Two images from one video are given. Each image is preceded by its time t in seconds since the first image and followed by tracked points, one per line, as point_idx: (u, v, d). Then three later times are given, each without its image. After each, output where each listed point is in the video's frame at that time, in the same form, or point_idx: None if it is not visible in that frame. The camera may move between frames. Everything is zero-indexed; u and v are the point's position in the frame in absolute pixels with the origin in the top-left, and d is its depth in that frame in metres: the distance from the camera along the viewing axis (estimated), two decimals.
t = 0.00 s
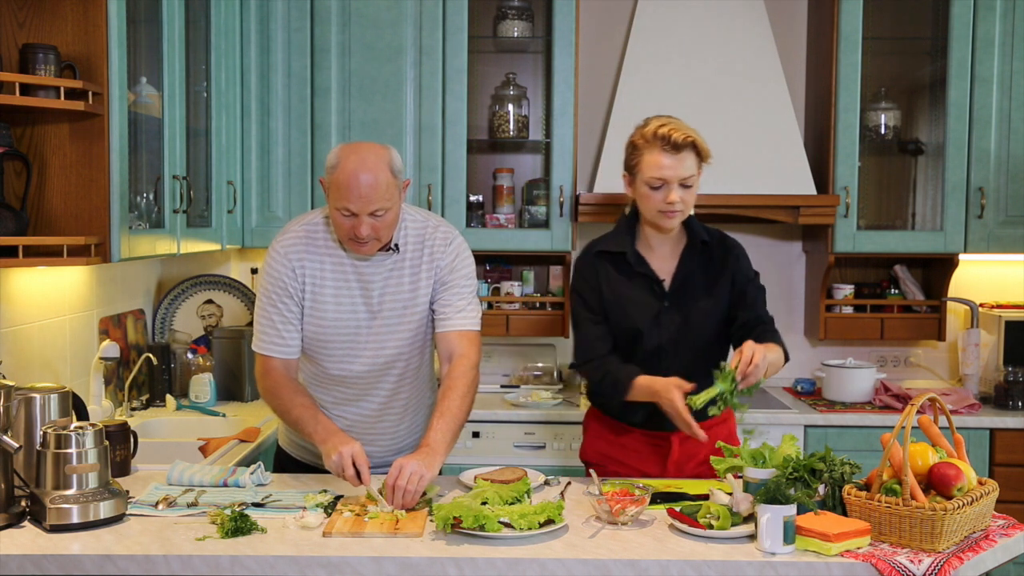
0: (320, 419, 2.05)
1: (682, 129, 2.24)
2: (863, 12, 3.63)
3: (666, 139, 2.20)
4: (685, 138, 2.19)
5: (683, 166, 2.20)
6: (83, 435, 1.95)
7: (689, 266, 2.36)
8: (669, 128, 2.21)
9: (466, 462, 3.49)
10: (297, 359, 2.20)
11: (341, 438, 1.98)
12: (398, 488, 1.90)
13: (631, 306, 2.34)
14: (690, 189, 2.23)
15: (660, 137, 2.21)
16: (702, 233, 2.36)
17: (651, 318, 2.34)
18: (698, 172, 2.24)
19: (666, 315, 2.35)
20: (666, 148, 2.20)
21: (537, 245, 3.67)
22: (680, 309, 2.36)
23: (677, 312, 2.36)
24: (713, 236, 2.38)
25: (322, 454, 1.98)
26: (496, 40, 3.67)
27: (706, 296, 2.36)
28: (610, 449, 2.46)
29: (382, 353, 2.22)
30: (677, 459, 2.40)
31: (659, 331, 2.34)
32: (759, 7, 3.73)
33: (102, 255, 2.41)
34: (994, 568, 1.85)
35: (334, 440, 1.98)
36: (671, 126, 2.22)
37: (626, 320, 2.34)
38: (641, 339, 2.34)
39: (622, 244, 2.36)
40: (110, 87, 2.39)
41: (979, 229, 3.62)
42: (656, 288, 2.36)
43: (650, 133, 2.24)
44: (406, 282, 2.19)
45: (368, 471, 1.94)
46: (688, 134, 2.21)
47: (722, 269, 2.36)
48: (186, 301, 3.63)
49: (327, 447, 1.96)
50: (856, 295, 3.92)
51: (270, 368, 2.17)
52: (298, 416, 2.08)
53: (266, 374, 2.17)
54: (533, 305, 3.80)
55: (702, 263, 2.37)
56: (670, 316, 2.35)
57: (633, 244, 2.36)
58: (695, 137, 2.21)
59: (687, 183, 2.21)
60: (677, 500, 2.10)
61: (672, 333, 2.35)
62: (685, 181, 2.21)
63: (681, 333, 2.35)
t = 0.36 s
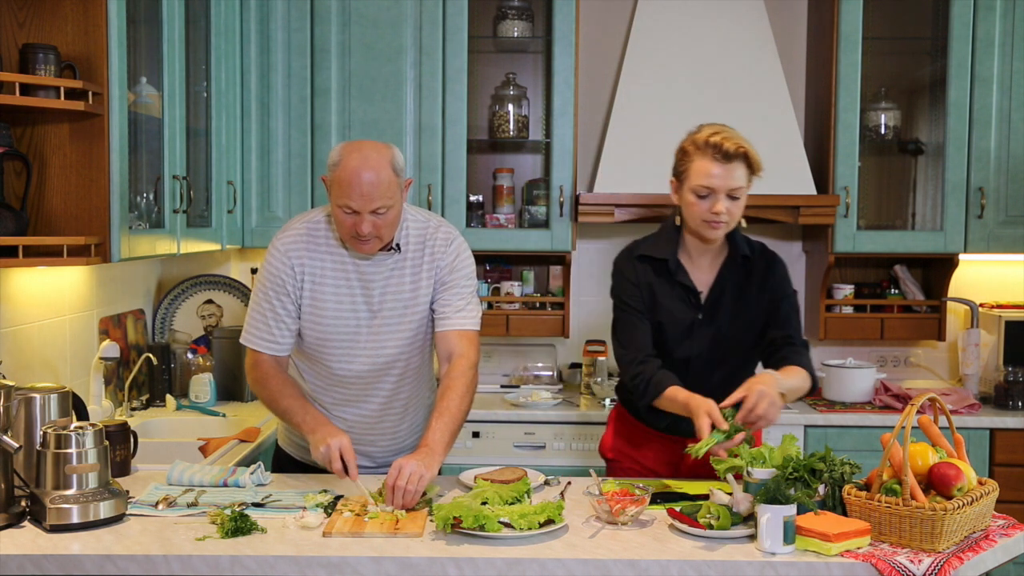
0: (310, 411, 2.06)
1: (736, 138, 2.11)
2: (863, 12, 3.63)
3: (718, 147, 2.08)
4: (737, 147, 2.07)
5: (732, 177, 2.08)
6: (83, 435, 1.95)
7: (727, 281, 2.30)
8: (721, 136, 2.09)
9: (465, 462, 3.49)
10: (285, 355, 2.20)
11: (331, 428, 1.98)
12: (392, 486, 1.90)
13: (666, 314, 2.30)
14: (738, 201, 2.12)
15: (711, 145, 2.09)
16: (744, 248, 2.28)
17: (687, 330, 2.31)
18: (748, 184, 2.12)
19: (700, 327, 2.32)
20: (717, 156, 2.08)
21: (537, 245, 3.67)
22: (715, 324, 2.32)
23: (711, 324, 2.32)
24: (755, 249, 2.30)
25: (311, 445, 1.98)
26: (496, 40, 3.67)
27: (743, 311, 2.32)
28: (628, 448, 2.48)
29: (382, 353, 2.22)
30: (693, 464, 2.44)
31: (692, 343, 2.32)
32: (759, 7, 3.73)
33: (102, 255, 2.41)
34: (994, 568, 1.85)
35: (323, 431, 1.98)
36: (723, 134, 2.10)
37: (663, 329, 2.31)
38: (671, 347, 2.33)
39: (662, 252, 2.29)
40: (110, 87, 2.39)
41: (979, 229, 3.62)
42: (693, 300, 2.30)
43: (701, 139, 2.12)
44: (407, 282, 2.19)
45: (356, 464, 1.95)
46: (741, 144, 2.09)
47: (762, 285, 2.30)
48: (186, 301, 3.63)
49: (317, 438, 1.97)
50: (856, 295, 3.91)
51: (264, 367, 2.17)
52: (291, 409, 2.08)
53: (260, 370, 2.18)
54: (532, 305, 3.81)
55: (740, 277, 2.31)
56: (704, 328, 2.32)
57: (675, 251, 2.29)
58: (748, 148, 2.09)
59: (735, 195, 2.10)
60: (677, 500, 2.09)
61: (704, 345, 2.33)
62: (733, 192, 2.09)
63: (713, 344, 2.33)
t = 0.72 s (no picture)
0: (315, 414, 2.05)
1: (771, 150, 2.05)
2: (863, 12, 3.63)
3: (751, 159, 2.02)
4: (770, 160, 2.01)
5: (762, 190, 2.02)
6: (83, 435, 1.95)
7: (748, 290, 2.26)
8: (755, 147, 2.03)
9: (465, 462, 3.49)
10: (292, 358, 2.20)
11: (335, 431, 1.98)
12: (398, 489, 1.90)
13: (681, 316, 2.29)
14: (768, 214, 2.06)
15: (744, 156, 2.03)
16: (769, 261, 2.22)
17: (703, 334, 2.29)
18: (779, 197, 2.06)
19: (715, 332, 2.29)
20: (748, 168, 2.02)
21: (537, 245, 3.67)
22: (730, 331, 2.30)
23: (726, 329, 2.30)
24: (781, 261, 2.25)
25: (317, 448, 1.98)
26: (496, 40, 3.67)
27: (760, 320, 2.29)
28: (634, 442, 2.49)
29: (383, 353, 2.22)
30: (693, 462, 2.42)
31: (708, 349, 2.31)
32: (758, 7, 3.73)
33: (102, 255, 2.41)
34: (994, 569, 1.85)
35: (329, 433, 1.98)
36: (758, 145, 2.04)
37: (679, 331, 2.30)
38: (683, 349, 2.32)
39: (685, 256, 2.25)
40: (110, 88, 2.39)
41: (978, 229, 3.62)
42: (711, 306, 2.27)
43: (735, 149, 2.06)
44: (406, 283, 2.19)
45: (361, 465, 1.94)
46: (775, 157, 2.03)
47: (783, 296, 2.26)
48: (186, 301, 3.63)
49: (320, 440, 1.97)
50: (856, 295, 3.91)
51: (267, 369, 2.17)
52: (294, 412, 2.08)
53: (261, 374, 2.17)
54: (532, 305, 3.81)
55: (763, 288, 2.26)
56: (719, 333, 2.30)
57: (699, 256, 2.25)
58: (782, 161, 2.03)
59: (765, 208, 2.04)
60: (677, 500, 2.09)
61: (720, 351, 2.31)
62: (763, 205, 2.04)
63: (727, 350, 2.31)
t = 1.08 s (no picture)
0: (317, 415, 2.05)
1: (784, 157, 2.04)
2: (863, 12, 3.63)
3: (764, 166, 2.01)
4: (783, 168, 2.00)
5: (774, 198, 2.02)
6: (83, 435, 1.94)
7: (756, 297, 2.26)
8: (768, 154, 2.03)
9: (465, 462, 3.49)
10: (293, 358, 2.20)
11: (336, 432, 1.98)
12: (403, 496, 1.90)
13: (688, 321, 2.29)
14: (778, 221, 2.06)
15: (756, 162, 2.03)
16: (777, 268, 2.23)
17: (710, 338, 2.29)
18: (790, 204, 2.06)
19: (721, 337, 2.30)
20: (760, 175, 2.02)
21: (537, 245, 3.67)
22: (737, 337, 2.30)
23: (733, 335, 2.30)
24: (790, 269, 2.25)
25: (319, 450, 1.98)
26: (496, 40, 3.67)
27: (768, 326, 2.29)
28: (636, 445, 2.49)
29: (383, 353, 2.22)
30: (696, 465, 2.43)
31: (715, 353, 2.31)
32: (758, 7, 3.73)
33: (102, 255, 2.41)
34: (994, 569, 1.85)
35: (330, 433, 1.98)
36: (770, 152, 2.04)
37: (686, 334, 2.30)
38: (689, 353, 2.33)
39: (693, 261, 2.25)
40: (110, 88, 2.39)
41: (979, 229, 3.62)
42: (718, 312, 2.27)
43: (748, 155, 2.05)
44: (406, 282, 2.19)
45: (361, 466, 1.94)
46: (787, 164, 2.02)
47: (791, 303, 2.26)
48: (186, 301, 3.63)
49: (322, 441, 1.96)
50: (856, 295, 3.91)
51: (266, 368, 2.17)
52: (295, 413, 2.07)
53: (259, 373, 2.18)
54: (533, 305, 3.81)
55: (770, 294, 2.26)
56: (726, 339, 2.30)
57: (707, 261, 2.25)
58: (794, 168, 2.02)
59: (775, 215, 2.04)
60: (677, 500, 2.09)
61: (726, 356, 2.31)
62: (773, 212, 2.04)
63: (733, 355, 2.31)
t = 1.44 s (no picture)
0: (320, 420, 2.05)
1: (790, 160, 2.03)
2: (863, 12, 3.63)
3: (770, 170, 2.01)
4: (788, 172, 2.00)
5: (781, 202, 2.02)
6: (83, 435, 1.94)
7: (759, 299, 2.25)
8: (773, 157, 2.02)
9: (465, 461, 3.49)
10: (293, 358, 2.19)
11: (340, 439, 1.98)
12: (404, 501, 1.90)
13: (692, 325, 2.29)
14: (784, 225, 2.06)
15: (761, 166, 2.02)
16: (781, 271, 2.21)
17: (714, 342, 2.29)
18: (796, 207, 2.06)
19: (726, 341, 2.29)
20: (765, 178, 2.02)
21: (537, 245, 3.67)
22: (741, 339, 2.30)
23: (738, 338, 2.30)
24: (794, 271, 2.24)
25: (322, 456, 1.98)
26: (496, 40, 3.67)
27: (771, 329, 2.29)
28: (637, 447, 2.49)
29: (381, 352, 2.22)
30: (698, 465, 2.44)
31: (720, 356, 2.31)
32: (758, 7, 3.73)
33: (102, 255, 2.41)
34: (994, 569, 1.85)
35: (332, 441, 1.97)
36: (776, 155, 2.03)
37: (691, 338, 2.30)
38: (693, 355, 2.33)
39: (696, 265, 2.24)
40: (110, 88, 2.39)
41: (979, 229, 3.62)
42: (722, 315, 2.27)
43: (753, 158, 2.05)
44: (403, 281, 2.19)
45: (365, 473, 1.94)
46: (793, 168, 2.02)
47: (795, 307, 2.26)
48: (186, 301, 3.63)
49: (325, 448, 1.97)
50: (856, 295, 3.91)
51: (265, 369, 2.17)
52: (296, 416, 2.07)
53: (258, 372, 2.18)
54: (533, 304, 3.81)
55: (774, 297, 2.25)
56: (730, 342, 2.30)
57: (711, 265, 2.24)
58: (801, 172, 2.02)
59: (781, 219, 2.04)
60: (677, 500, 2.09)
61: (731, 359, 2.31)
62: (779, 216, 2.04)
63: (737, 358, 2.31)
